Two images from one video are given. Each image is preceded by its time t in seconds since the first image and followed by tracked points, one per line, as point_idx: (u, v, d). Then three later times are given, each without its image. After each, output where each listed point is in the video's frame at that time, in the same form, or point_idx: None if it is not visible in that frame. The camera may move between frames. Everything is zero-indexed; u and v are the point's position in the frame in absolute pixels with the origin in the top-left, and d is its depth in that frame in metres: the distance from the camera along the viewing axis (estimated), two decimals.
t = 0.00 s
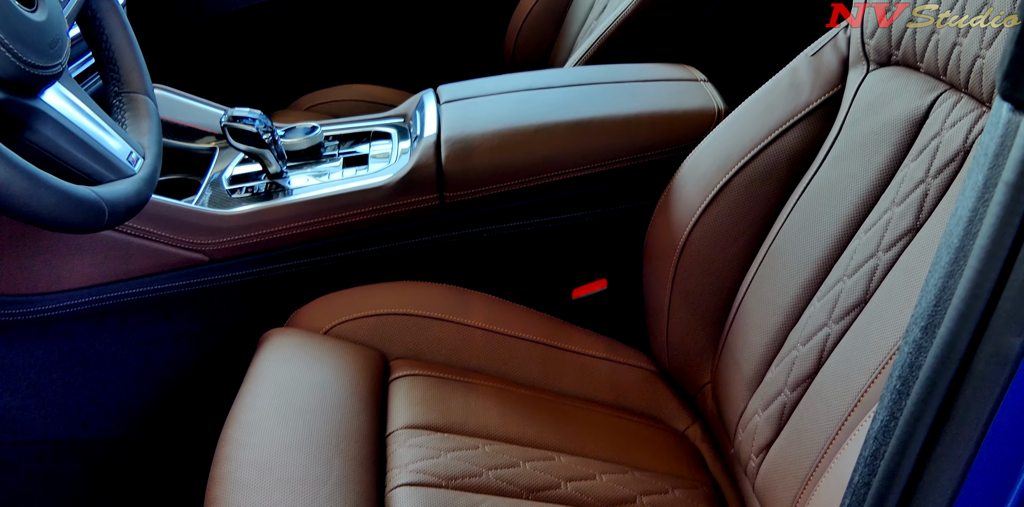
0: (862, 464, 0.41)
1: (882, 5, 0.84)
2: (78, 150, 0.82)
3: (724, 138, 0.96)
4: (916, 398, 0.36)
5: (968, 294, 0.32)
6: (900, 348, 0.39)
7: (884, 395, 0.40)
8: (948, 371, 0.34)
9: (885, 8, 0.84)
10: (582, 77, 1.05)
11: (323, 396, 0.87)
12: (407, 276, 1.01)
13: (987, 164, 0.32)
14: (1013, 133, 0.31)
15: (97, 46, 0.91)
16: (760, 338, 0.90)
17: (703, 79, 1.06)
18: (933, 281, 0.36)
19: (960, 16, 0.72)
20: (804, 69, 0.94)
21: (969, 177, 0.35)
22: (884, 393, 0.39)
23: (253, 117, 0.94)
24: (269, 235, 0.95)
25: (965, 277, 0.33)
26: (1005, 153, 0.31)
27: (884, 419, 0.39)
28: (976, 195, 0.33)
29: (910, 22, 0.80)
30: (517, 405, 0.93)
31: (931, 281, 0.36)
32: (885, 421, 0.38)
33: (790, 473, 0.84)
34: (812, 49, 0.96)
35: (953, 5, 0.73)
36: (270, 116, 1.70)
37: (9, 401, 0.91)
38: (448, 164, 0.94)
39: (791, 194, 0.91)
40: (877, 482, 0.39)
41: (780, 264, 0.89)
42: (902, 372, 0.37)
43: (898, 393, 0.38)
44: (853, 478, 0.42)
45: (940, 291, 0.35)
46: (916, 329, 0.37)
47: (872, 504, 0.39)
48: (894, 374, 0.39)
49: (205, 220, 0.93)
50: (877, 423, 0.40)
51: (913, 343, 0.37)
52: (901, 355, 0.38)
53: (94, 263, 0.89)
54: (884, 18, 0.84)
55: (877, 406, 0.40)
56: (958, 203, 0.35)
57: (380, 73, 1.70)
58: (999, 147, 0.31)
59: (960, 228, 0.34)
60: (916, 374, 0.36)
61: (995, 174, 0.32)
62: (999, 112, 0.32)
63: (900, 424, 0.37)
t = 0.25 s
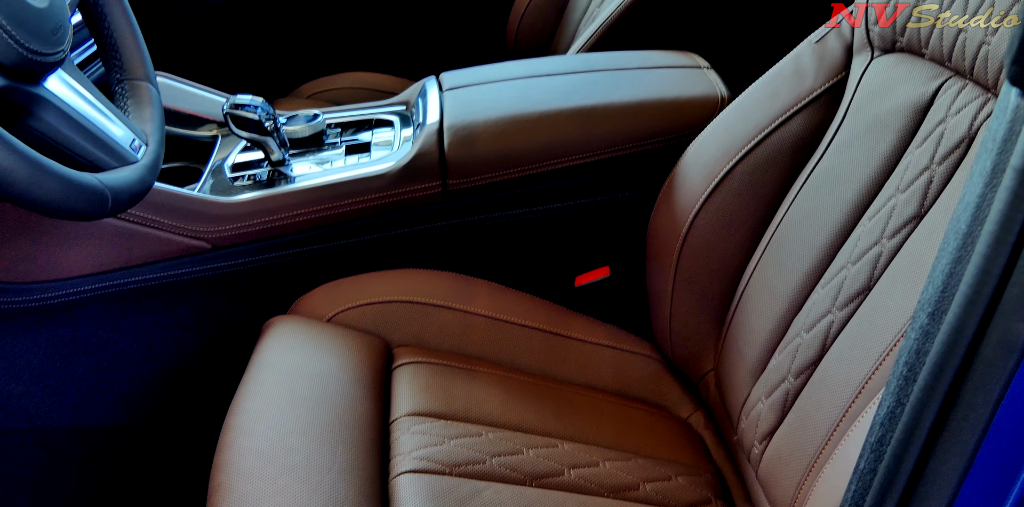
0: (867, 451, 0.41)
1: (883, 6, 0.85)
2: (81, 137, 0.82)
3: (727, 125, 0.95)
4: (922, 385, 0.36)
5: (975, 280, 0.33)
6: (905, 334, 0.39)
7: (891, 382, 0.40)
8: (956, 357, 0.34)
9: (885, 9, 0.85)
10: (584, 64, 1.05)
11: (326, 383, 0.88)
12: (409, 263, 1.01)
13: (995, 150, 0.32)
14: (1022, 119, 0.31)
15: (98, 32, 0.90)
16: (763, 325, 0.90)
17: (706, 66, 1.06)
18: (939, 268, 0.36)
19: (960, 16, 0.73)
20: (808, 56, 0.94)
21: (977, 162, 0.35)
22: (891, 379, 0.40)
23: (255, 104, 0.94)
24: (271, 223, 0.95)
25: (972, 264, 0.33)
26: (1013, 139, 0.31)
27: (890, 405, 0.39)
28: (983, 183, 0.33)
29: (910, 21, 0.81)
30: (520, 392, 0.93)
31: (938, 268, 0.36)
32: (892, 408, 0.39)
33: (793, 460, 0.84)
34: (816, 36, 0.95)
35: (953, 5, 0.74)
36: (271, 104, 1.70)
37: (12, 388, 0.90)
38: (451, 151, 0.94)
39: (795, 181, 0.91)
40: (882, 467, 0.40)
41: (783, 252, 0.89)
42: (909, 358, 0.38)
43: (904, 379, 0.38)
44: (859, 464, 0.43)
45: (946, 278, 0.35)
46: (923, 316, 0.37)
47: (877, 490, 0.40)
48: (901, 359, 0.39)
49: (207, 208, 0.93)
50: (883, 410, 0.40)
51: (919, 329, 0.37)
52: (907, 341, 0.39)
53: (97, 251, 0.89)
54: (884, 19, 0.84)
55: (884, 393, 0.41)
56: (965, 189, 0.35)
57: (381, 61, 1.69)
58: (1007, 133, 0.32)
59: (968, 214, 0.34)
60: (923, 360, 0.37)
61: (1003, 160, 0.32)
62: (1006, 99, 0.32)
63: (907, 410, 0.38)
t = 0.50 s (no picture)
0: (873, 437, 0.41)
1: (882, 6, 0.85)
2: (83, 123, 0.82)
3: (731, 112, 0.95)
4: (930, 370, 0.36)
5: (984, 262, 0.33)
6: (913, 320, 0.39)
7: (898, 368, 0.41)
8: (964, 341, 0.35)
9: (884, 9, 0.85)
10: (588, 50, 1.04)
11: (329, 371, 0.88)
12: (412, 251, 1.01)
13: (1005, 133, 0.33)
14: None
15: (99, 18, 0.89)
16: (767, 312, 0.90)
17: (710, 53, 1.05)
18: (947, 252, 0.36)
19: (961, 16, 0.74)
20: (812, 42, 0.93)
21: (984, 148, 0.35)
22: (897, 365, 0.40)
23: (257, 91, 0.94)
24: (274, 210, 0.95)
25: (981, 247, 0.33)
26: None
27: (897, 392, 0.39)
28: (993, 166, 0.33)
29: (910, 22, 0.82)
30: (524, 380, 0.93)
31: (946, 253, 0.37)
32: (899, 393, 0.39)
33: (797, 447, 0.84)
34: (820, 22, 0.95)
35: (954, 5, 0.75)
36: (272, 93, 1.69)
37: (13, 376, 0.90)
38: (454, 138, 0.94)
39: (799, 168, 0.91)
40: (889, 453, 0.40)
41: (788, 239, 0.89)
42: (916, 343, 0.38)
43: (911, 365, 0.38)
44: (864, 451, 0.43)
45: (955, 263, 0.35)
46: (931, 301, 0.37)
47: (884, 474, 0.40)
48: (907, 345, 0.39)
49: (209, 195, 0.93)
50: (890, 397, 0.40)
51: (927, 314, 0.37)
52: (915, 327, 0.39)
53: (98, 238, 0.88)
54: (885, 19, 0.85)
55: (890, 379, 0.41)
56: (975, 174, 0.35)
57: (383, 50, 1.68)
58: (1018, 116, 0.32)
59: (978, 197, 0.34)
60: (931, 346, 0.37)
61: (1014, 142, 0.32)
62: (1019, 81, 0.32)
63: (914, 395, 0.38)
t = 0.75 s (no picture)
0: (876, 425, 0.42)
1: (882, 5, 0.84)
2: (84, 111, 0.82)
3: (733, 100, 0.95)
4: (933, 359, 0.36)
5: (988, 250, 0.33)
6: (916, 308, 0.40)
7: (900, 356, 0.41)
8: (967, 329, 0.35)
9: (883, 8, 0.84)
10: (589, 38, 1.04)
11: (331, 359, 0.88)
12: (413, 239, 1.01)
13: (1010, 121, 0.33)
14: None
15: (100, 6, 0.89)
16: (769, 301, 0.90)
17: (712, 41, 1.05)
18: (951, 241, 0.36)
19: (960, 15, 0.75)
20: (814, 29, 0.92)
21: (990, 137, 0.35)
22: (900, 354, 0.40)
23: (258, 79, 0.93)
24: (275, 199, 0.95)
25: (984, 236, 0.33)
26: None
27: (900, 380, 0.40)
28: (998, 153, 0.33)
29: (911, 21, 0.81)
30: (526, 367, 0.94)
31: (950, 242, 0.37)
32: (902, 382, 0.39)
33: (799, 435, 0.84)
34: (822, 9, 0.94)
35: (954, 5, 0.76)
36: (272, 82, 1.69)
37: (14, 364, 0.89)
38: (456, 126, 0.94)
39: (801, 156, 0.90)
40: (892, 440, 0.40)
41: (790, 226, 0.89)
42: (920, 332, 0.38)
43: (915, 353, 0.38)
44: (867, 439, 0.43)
45: (958, 252, 0.35)
46: (934, 289, 0.37)
47: (886, 460, 0.40)
48: (911, 335, 0.40)
49: (210, 183, 0.92)
50: (892, 385, 0.41)
51: (930, 303, 0.38)
52: (918, 315, 0.39)
53: (99, 227, 0.89)
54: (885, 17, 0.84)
55: (893, 367, 0.41)
56: (979, 161, 0.35)
57: (383, 39, 1.68)
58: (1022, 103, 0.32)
59: (982, 186, 0.34)
60: (933, 333, 0.37)
61: (1020, 129, 0.32)
62: None
63: (917, 384, 0.38)
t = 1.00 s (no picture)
0: (877, 413, 0.46)
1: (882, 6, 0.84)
2: (84, 99, 0.82)
3: (734, 88, 0.94)
4: (935, 345, 0.40)
5: (993, 231, 0.36)
6: (917, 296, 0.43)
7: (901, 345, 0.44)
8: (972, 310, 0.38)
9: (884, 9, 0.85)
10: (590, 26, 1.04)
11: (333, 346, 0.88)
12: (414, 227, 1.01)
13: (1011, 109, 0.35)
14: None
15: None
16: (770, 289, 0.90)
17: (713, 28, 1.04)
18: (953, 229, 0.39)
19: (960, 16, 0.76)
20: (816, 16, 0.91)
21: (990, 125, 0.38)
22: (901, 343, 0.44)
23: (258, 68, 0.93)
24: (276, 187, 0.95)
25: (987, 222, 0.36)
26: None
27: (901, 368, 0.43)
28: (999, 142, 0.36)
29: (910, 22, 0.81)
30: (527, 355, 0.94)
31: (951, 230, 0.40)
32: (903, 369, 0.43)
33: (800, 423, 0.84)
34: None
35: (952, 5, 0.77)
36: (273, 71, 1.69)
37: (18, 352, 0.91)
38: (456, 114, 0.94)
39: (803, 144, 0.90)
40: (894, 427, 0.44)
41: (792, 214, 0.88)
42: (921, 319, 0.42)
43: (916, 340, 0.42)
44: (868, 427, 0.47)
45: (961, 238, 0.38)
46: (936, 276, 0.40)
47: (888, 450, 0.44)
48: (912, 322, 0.43)
49: (210, 172, 0.92)
50: (894, 373, 0.44)
51: (932, 290, 0.41)
52: (920, 302, 0.42)
53: (99, 215, 0.89)
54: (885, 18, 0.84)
55: (893, 355, 0.45)
56: (980, 149, 0.38)
57: (384, 28, 1.68)
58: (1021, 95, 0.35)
59: (983, 173, 0.37)
60: (936, 319, 0.40)
61: (1020, 119, 0.35)
62: None
63: (919, 369, 0.41)
